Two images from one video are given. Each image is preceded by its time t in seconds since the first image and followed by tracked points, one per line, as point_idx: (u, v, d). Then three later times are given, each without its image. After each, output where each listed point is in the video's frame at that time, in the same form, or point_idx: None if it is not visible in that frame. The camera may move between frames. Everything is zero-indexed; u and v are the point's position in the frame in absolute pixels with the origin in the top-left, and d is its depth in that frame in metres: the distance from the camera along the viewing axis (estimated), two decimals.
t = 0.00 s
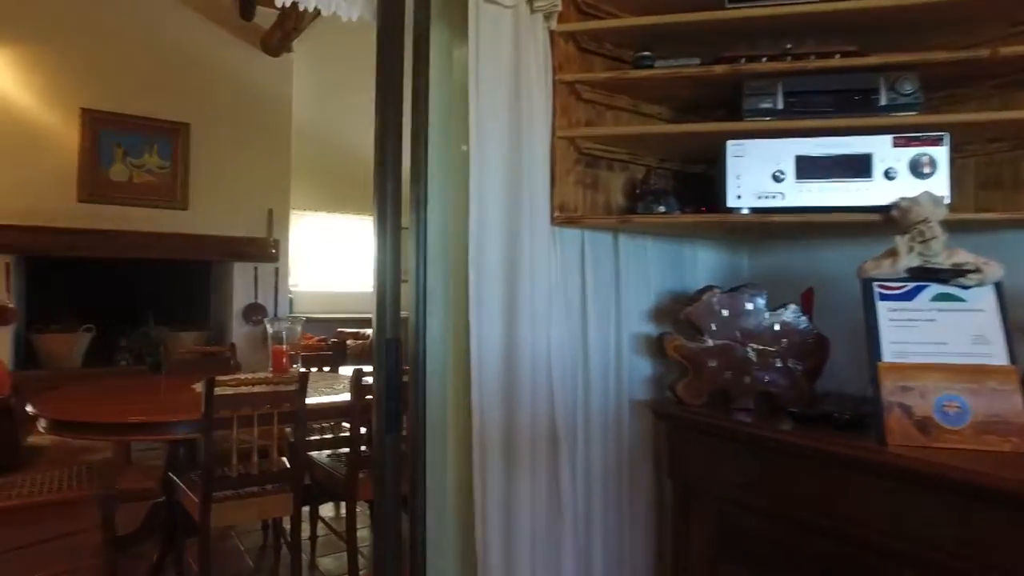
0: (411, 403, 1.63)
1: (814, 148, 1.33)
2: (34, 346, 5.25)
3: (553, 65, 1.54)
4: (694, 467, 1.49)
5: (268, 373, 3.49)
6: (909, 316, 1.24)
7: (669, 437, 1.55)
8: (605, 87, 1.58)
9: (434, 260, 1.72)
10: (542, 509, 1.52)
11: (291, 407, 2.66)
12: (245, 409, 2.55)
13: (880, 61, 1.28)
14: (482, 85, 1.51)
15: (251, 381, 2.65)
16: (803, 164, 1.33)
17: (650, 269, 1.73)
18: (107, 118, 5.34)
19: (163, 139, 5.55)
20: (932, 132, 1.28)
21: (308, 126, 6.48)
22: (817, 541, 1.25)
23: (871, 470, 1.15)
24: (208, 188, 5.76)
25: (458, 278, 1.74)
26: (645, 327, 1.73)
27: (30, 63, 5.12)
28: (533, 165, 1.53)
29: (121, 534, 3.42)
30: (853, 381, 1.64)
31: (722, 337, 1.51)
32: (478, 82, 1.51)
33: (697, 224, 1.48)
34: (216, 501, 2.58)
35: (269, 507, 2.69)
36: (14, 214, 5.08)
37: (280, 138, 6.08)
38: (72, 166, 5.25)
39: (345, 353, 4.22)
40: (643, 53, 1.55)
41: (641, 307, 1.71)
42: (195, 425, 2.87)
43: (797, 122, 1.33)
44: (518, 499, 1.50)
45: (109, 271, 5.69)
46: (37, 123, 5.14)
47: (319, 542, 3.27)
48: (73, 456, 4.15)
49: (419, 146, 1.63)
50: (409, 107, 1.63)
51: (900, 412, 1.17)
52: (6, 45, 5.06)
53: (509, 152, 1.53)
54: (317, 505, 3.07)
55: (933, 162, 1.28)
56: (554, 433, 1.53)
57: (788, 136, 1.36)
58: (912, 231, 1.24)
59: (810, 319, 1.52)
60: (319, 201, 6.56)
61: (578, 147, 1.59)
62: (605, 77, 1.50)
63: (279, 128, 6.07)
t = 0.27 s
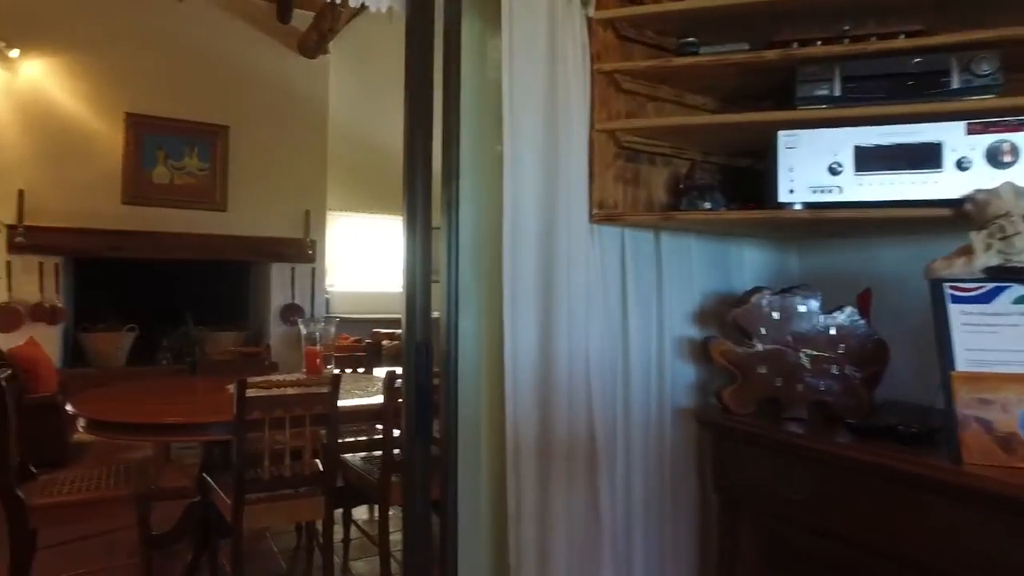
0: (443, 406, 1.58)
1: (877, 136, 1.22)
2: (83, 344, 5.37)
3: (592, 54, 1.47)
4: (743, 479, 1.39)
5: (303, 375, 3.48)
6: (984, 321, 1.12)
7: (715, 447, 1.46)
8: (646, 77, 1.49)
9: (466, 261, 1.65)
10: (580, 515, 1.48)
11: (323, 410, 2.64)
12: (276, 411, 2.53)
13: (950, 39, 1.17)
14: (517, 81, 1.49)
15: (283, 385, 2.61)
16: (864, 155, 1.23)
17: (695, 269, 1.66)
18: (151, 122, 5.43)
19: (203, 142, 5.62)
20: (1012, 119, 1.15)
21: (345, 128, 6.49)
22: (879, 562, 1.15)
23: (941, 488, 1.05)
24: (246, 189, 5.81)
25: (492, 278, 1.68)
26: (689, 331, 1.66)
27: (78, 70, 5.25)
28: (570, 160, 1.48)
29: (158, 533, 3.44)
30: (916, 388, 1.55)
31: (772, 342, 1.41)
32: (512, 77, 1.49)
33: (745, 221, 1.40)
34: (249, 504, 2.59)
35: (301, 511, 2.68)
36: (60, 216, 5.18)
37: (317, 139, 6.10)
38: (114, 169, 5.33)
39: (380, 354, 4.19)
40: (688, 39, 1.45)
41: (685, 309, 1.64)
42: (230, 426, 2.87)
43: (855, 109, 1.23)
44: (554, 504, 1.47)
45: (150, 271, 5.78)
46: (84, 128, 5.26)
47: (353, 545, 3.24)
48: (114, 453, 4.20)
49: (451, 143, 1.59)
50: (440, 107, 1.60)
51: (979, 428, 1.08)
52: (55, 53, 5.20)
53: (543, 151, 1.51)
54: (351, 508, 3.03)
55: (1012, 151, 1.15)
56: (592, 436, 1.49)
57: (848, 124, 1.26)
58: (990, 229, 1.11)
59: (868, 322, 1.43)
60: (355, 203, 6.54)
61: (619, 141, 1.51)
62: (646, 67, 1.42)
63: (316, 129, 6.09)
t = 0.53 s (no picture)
0: (483, 411, 1.54)
1: (954, 125, 1.12)
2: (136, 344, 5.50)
3: (639, 44, 1.42)
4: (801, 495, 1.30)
5: (345, 375, 3.48)
6: None
7: (775, 463, 1.38)
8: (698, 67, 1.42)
9: (508, 263, 1.59)
10: (627, 529, 1.43)
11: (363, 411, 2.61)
12: (318, 412, 2.52)
13: None
14: (561, 75, 1.43)
15: (324, 386, 2.57)
16: (938, 145, 1.13)
17: (749, 266, 1.61)
18: (201, 127, 5.54)
19: (250, 146, 5.71)
20: None
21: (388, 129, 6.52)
22: None
23: None
24: (291, 190, 5.87)
25: (535, 280, 1.63)
26: (742, 335, 1.61)
27: (135, 80, 5.38)
28: (618, 156, 1.44)
29: (203, 530, 3.47)
30: (993, 397, 1.45)
31: (833, 349, 1.33)
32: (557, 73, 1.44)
33: (803, 219, 1.32)
34: (289, 505, 2.59)
35: (342, 514, 2.67)
36: (113, 218, 5.32)
37: (361, 141, 6.14)
38: (165, 172, 5.45)
39: (422, 355, 4.18)
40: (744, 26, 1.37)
41: (736, 312, 1.59)
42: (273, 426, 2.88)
43: (926, 96, 1.14)
44: (600, 516, 1.42)
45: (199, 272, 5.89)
46: (139, 136, 5.39)
47: (393, 547, 3.23)
48: (163, 451, 4.28)
49: (492, 141, 1.55)
50: (479, 106, 1.55)
51: None
52: (113, 62, 5.33)
53: (589, 148, 1.45)
54: (391, 510, 3.01)
55: None
56: (640, 445, 1.43)
57: (920, 112, 1.17)
58: None
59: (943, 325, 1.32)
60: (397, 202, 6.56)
61: (670, 137, 1.46)
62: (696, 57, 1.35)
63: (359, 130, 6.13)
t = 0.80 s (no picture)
0: (529, 413, 1.50)
1: None
2: (186, 342, 5.61)
3: (691, 33, 1.39)
4: (863, 505, 1.24)
5: (387, 375, 3.48)
6: None
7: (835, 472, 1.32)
8: (753, 56, 1.37)
9: (555, 263, 1.55)
10: (678, 530, 1.43)
11: (405, 412, 2.60)
12: (360, 413, 2.52)
13: None
14: (609, 75, 1.43)
15: (367, 386, 2.55)
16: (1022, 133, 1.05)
17: (807, 264, 1.57)
18: (248, 130, 5.64)
19: (295, 148, 5.79)
20: None
21: (430, 129, 6.55)
22: None
23: None
24: (335, 191, 5.93)
25: (584, 282, 1.58)
26: (799, 337, 1.57)
27: (186, 85, 5.51)
28: (670, 154, 1.42)
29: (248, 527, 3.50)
30: None
31: (902, 352, 1.32)
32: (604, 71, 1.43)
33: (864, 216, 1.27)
34: (332, 505, 2.59)
35: (386, 515, 2.67)
36: (165, 220, 5.45)
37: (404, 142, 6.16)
38: (213, 174, 5.56)
39: (465, 355, 4.16)
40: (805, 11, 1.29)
41: (792, 315, 1.55)
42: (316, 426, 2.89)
43: (1008, 80, 1.05)
44: (650, 517, 1.43)
45: (247, 272, 6.00)
46: (190, 140, 5.51)
47: (434, 549, 3.21)
48: (211, 448, 4.35)
49: (539, 137, 1.51)
50: (526, 105, 1.52)
51: None
52: (164, 68, 5.46)
53: (637, 149, 1.44)
54: (433, 511, 2.99)
55: None
56: (690, 447, 1.43)
57: (1005, 99, 1.08)
58: None
59: None
60: (438, 202, 6.60)
61: (722, 131, 1.43)
62: (756, 44, 1.28)
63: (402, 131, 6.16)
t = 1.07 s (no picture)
0: (569, 415, 1.47)
1: None
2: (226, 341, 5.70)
3: (736, 23, 1.39)
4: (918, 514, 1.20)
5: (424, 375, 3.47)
6: None
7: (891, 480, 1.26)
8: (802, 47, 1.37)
9: (597, 262, 1.51)
10: (722, 536, 1.39)
11: (443, 412, 2.59)
12: (398, 412, 2.52)
13: None
14: (650, 69, 1.38)
15: (403, 386, 2.56)
16: None
17: (857, 263, 1.54)
18: (287, 132, 5.71)
19: (333, 149, 5.85)
20: None
21: (465, 130, 6.56)
22: None
23: None
24: (372, 192, 5.97)
25: (625, 284, 1.54)
26: (850, 338, 1.54)
27: (226, 89, 5.60)
28: (715, 152, 1.39)
29: (286, 524, 3.53)
30: None
31: (960, 353, 1.26)
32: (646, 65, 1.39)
33: (911, 214, 1.25)
34: (368, 504, 2.60)
35: (420, 514, 2.66)
36: (206, 221, 5.55)
37: (439, 142, 6.17)
38: (253, 176, 5.64)
39: (501, 355, 4.15)
40: None
41: (841, 314, 1.52)
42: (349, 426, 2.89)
43: None
44: (693, 523, 1.39)
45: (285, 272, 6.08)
46: (230, 143, 5.60)
47: (470, 549, 3.19)
48: (250, 446, 4.41)
49: (579, 133, 1.47)
50: (566, 102, 1.49)
51: None
52: (206, 72, 5.56)
53: (682, 144, 1.41)
54: (469, 512, 2.98)
55: None
56: (735, 450, 1.40)
57: None
58: None
59: None
60: (473, 202, 6.60)
61: (768, 125, 1.41)
62: (807, 33, 1.25)
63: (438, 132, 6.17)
